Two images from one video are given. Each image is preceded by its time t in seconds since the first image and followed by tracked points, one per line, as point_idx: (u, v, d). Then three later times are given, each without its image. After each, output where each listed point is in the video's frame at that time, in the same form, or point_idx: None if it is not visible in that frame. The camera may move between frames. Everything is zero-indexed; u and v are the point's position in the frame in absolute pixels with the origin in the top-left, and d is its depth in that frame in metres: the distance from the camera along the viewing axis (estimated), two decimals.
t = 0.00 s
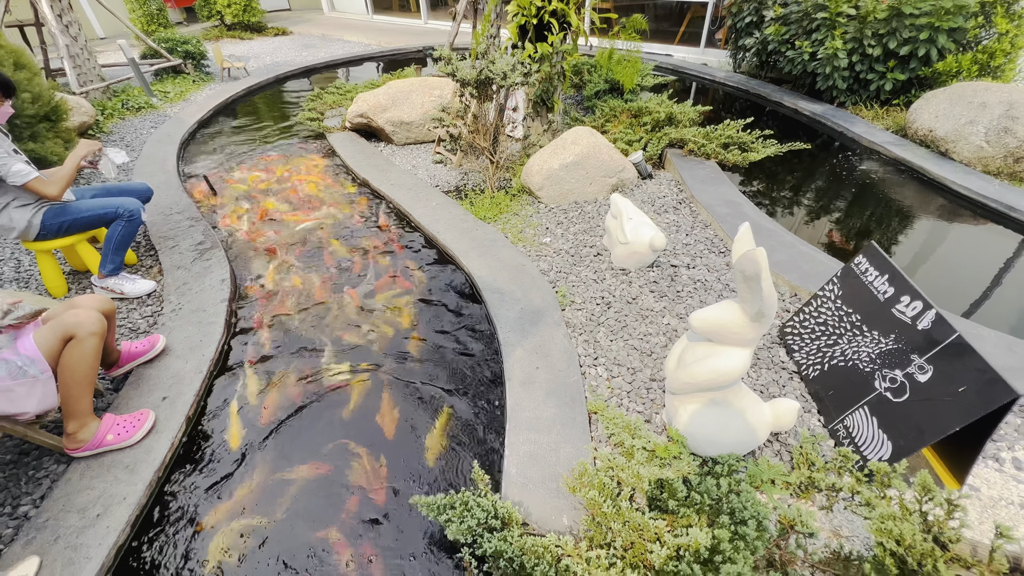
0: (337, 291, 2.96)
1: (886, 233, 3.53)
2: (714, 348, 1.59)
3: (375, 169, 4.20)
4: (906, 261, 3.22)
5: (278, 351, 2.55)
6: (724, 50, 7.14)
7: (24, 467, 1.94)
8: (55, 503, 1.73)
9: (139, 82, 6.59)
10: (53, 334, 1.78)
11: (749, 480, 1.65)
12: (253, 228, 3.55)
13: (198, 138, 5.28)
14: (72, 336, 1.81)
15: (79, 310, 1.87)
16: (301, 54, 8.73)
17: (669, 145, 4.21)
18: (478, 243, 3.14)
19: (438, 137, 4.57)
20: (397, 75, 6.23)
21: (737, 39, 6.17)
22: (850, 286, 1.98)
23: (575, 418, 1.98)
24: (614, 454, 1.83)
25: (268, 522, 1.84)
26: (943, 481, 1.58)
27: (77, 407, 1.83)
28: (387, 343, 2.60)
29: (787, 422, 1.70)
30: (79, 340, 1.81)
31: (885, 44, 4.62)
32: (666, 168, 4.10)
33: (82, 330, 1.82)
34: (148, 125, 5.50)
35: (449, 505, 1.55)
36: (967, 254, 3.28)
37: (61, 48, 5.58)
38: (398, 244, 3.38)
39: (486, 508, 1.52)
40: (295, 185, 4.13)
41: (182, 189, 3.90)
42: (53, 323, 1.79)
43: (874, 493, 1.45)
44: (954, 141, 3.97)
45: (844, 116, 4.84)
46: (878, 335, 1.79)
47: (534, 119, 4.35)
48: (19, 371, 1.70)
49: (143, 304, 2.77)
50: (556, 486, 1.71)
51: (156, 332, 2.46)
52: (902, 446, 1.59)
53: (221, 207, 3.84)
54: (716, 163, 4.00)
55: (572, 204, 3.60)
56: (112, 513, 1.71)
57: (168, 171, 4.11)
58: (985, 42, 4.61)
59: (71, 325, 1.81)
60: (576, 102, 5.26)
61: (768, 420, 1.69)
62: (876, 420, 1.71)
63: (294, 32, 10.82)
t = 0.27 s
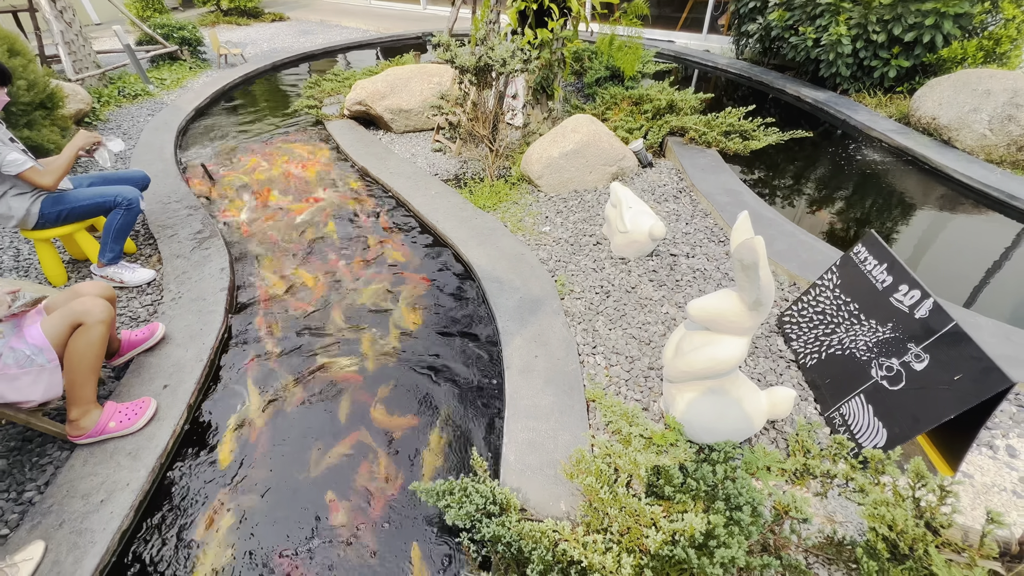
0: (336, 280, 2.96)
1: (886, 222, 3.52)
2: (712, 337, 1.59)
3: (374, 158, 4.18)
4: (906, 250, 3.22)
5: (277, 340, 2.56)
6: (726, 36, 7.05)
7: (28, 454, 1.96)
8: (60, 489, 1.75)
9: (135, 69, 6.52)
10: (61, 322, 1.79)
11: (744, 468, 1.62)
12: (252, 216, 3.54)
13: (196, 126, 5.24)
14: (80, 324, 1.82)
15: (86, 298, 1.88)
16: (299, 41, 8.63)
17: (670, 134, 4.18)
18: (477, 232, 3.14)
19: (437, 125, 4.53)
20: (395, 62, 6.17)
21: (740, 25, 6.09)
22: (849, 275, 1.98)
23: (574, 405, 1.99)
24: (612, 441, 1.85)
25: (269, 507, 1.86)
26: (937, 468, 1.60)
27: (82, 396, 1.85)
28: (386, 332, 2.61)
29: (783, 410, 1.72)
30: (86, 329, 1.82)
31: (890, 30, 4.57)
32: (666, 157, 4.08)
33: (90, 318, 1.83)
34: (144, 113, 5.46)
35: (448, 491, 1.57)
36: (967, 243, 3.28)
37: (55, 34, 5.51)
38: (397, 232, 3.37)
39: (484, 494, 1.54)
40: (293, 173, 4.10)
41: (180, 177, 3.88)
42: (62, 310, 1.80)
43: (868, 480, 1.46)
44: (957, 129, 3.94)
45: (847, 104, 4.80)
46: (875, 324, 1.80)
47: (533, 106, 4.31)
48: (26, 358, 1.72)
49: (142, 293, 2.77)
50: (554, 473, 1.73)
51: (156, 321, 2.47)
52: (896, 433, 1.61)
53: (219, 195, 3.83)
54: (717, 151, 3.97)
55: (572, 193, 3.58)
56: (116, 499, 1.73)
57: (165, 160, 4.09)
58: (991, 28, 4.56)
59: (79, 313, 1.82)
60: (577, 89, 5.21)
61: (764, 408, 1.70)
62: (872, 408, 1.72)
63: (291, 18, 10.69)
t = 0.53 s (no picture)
0: (337, 274, 2.96)
1: (887, 216, 3.51)
2: (712, 331, 1.60)
3: (374, 151, 4.16)
4: (906, 244, 3.22)
5: (279, 333, 2.56)
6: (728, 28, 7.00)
7: (32, 446, 1.97)
8: (64, 481, 1.77)
9: (133, 61, 6.48)
10: (71, 314, 1.83)
11: (743, 461, 1.64)
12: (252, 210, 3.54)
13: (195, 119, 5.22)
14: (89, 316, 1.87)
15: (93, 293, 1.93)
16: (298, 33, 8.57)
17: (671, 127, 4.16)
18: (478, 225, 3.13)
19: (437, 118, 4.51)
20: (395, 55, 6.14)
21: (742, 17, 6.05)
22: (849, 269, 1.98)
23: (574, 399, 2.00)
24: (612, 434, 1.86)
25: (271, 499, 1.88)
26: (935, 461, 1.61)
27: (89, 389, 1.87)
28: (387, 325, 2.61)
29: (783, 404, 1.72)
30: (97, 321, 1.87)
31: (893, 22, 4.54)
32: (667, 150, 4.06)
33: (100, 310, 1.88)
34: (143, 106, 5.43)
35: (449, 483, 1.58)
36: (967, 237, 3.28)
37: (53, 27, 5.48)
38: (397, 226, 3.37)
39: (485, 486, 1.54)
40: (293, 167, 4.10)
41: (180, 171, 3.87)
42: (72, 303, 1.84)
43: (866, 472, 1.48)
44: (960, 122, 3.93)
45: (849, 96, 4.77)
46: (875, 318, 1.80)
47: (534, 99, 4.28)
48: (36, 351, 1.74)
49: (143, 287, 2.77)
50: (554, 466, 1.74)
51: (158, 315, 2.48)
52: (895, 427, 1.61)
53: (220, 189, 3.83)
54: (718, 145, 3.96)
55: (573, 186, 3.57)
56: (120, 491, 1.74)
57: (165, 153, 4.08)
58: (996, 20, 4.52)
59: (89, 306, 1.86)
60: (578, 82, 5.19)
61: (764, 401, 1.71)
62: (871, 401, 1.73)
63: (291, 9, 10.62)
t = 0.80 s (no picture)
0: (337, 271, 2.96)
1: (887, 214, 3.52)
2: (713, 328, 1.60)
3: (374, 148, 4.16)
4: (906, 241, 3.22)
5: (279, 330, 2.57)
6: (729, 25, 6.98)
7: (33, 443, 1.98)
8: (66, 477, 1.77)
9: (132, 58, 6.46)
10: (76, 311, 1.84)
11: (743, 457, 1.64)
12: (252, 207, 3.54)
13: (195, 116, 5.21)
14: (93, 312, 1.88)
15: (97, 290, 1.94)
16: (297, 29, 8.54)
17: (672, 124, 4.15)
18: (478, 223, 3.13)
19: (437, 115, 4.51)
20: (395, 51, 6.12)
21: (743, 14, 6.03)
22: (849, 266, 1.98)
23: (574, 396, 2.00)
24: (612, 431, 1.86)
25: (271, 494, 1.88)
26: (934, 458, 1.61)
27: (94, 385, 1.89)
28: (387, 322, 2.62)
29: (783, 401, 1.73)
30: (101, 318, 1.88)
31: (895, 19, 4.53)
32: (667, 147, 4.05)
33: (104, 307, 1.89)
34: (142, 102, 5.42)
35: (450, 480, 1.58)
36: (967, 234, 3.28)
37: (51, 23, 5.46)
38: (397, 223, 3.37)
39: (485, 483, 1.55)
40: (293, 164, 4.09)
41: (179, 168, 3.86)
42: (77, 300, 1.85)
43: (865, 469, 1.48)
44: (961, 119, 3.92)
45: (850, 93, 4.76)
46: (875, 315, 1.81)
47: (534, 96, 4.27)
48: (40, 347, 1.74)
49: (143, 284, 2.77)
50: (554, 463, 1.74)
51: (158, 312, 2.47)
52: (894, 423, 1.62)
53: (220, 186, 3.82)
54: (719, 142, 3.95)
55: (573, 183, 3.57)
56: (122, 487, 1.75)
57: (164, 150, 4.07)
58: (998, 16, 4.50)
59: (93, 303, 1.87)
60: (578, 79, 5.17)
61: (763, 398, 1.71)
62: (870, 398, 1.73)
63: (290, 6, 10.58)
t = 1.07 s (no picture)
0: (339, 270, 2.96)
1: (888, 213, 3.52)
2: (716, 328, 1.59)
3: (375, 146, 4.16)
4: (908, 240, 3.22)
5: (281, 330, 2.56)
6: (730, 24, 6.97)
7: (35, 442, 1.98)
8: (68, 476, 1.77)
9: (132, 56, 6.45)
10: (77, 309, 1.83)
11: (746, 457, 1.63)
12: (254, 206, 3.54)
13: (195, 115, 5.20)
14: (94, 311, 1.86)
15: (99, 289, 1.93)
16: (297, 28, 8.53)
17: (673, 123, 4.15)
18: (479, 222, 3.13)
19: (438, 114, 4.50)
20: (396, 50, 6.12)
21: (744, 13, 6.03)
22: (852, 265, 1.98)
23: (576, 395, 2.00)
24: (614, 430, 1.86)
25: (274, 492, 1.89)
26: (937, 458, 1.61)
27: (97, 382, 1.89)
28: (389, 320, 2.62)
29: (785, 400, 1.72)
30: (102, 317, 1.87)
31: (896, 18, 4.53)
32: (669, 146, 4.05)
33: (105, 306, 1.87)
34: (143, 101, 5.41)
35: (452, 479, 1.58)
36: (969, 233, 3.27)
37: (51, 21, 5.45)
38: (399, 222, 3.36)
39: (488, 482, 1.55)
40: (294, 163, 4.08)
41: (180, 167, 3.86)
42: (78, 299, 1.84)
43: (868, 469, 1.48)
44: (962, 119, 3.91)
45: (852, 92, 4.75)
46: (878, 315, 1.80)
47: (536, 95, 4.26)
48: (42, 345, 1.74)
49: (145, 283, 2.77)
50: (556, 462, 1.74)
51: (160, 311, 2.47)
52: (897, 423, 1.61)
53: (221, 185, 3.82)
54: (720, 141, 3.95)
55: (575, 182, 3.57)
56: (124, 487, 1.75)
57: (165, 149, 4.06)
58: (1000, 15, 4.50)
59: (94, 302, 1.86)
60: (578, 78, 5.17)
61: (766, 398, 1.71)
62: (873, 398, 1.73)
63: (290, 4, 10.57)
